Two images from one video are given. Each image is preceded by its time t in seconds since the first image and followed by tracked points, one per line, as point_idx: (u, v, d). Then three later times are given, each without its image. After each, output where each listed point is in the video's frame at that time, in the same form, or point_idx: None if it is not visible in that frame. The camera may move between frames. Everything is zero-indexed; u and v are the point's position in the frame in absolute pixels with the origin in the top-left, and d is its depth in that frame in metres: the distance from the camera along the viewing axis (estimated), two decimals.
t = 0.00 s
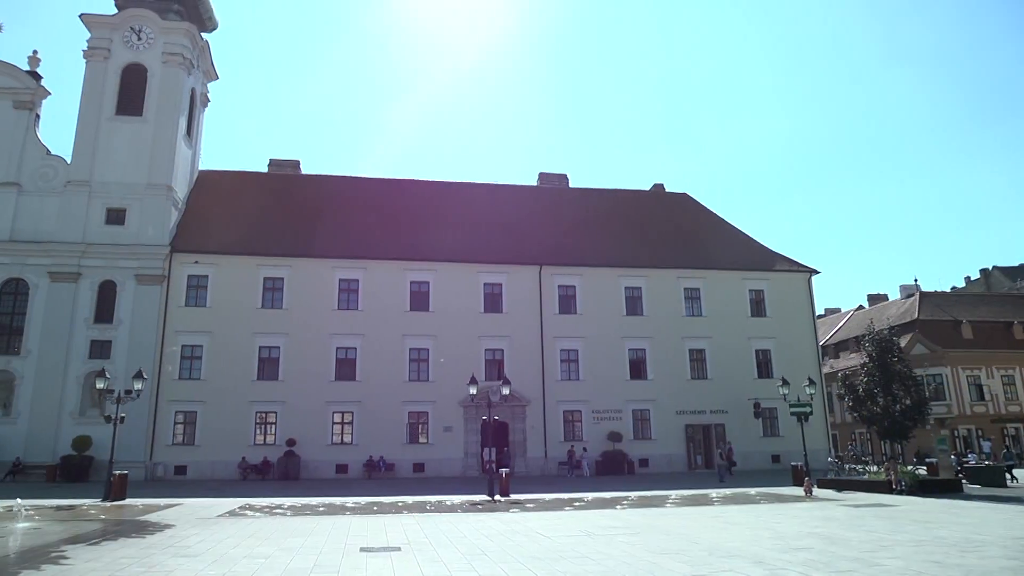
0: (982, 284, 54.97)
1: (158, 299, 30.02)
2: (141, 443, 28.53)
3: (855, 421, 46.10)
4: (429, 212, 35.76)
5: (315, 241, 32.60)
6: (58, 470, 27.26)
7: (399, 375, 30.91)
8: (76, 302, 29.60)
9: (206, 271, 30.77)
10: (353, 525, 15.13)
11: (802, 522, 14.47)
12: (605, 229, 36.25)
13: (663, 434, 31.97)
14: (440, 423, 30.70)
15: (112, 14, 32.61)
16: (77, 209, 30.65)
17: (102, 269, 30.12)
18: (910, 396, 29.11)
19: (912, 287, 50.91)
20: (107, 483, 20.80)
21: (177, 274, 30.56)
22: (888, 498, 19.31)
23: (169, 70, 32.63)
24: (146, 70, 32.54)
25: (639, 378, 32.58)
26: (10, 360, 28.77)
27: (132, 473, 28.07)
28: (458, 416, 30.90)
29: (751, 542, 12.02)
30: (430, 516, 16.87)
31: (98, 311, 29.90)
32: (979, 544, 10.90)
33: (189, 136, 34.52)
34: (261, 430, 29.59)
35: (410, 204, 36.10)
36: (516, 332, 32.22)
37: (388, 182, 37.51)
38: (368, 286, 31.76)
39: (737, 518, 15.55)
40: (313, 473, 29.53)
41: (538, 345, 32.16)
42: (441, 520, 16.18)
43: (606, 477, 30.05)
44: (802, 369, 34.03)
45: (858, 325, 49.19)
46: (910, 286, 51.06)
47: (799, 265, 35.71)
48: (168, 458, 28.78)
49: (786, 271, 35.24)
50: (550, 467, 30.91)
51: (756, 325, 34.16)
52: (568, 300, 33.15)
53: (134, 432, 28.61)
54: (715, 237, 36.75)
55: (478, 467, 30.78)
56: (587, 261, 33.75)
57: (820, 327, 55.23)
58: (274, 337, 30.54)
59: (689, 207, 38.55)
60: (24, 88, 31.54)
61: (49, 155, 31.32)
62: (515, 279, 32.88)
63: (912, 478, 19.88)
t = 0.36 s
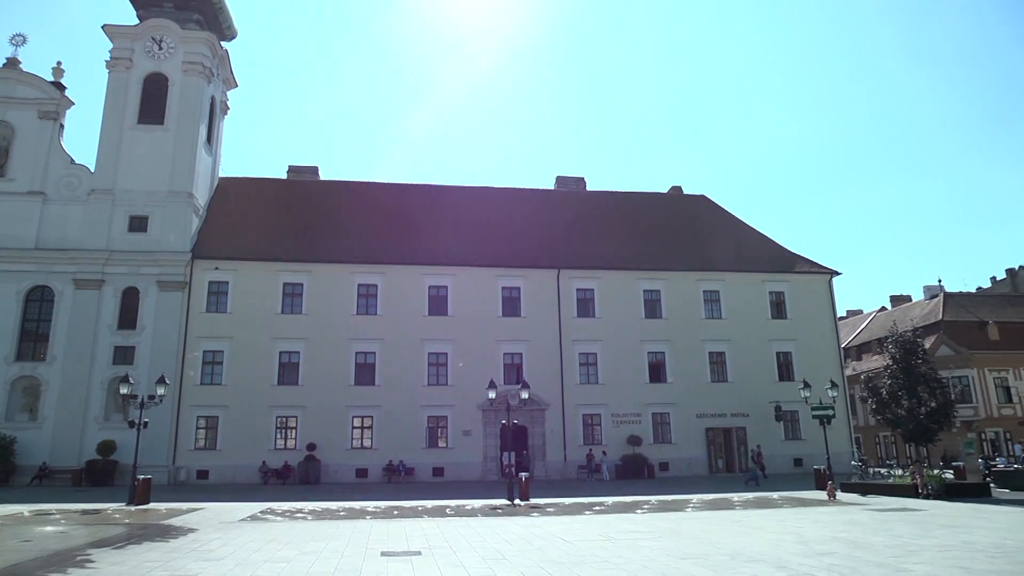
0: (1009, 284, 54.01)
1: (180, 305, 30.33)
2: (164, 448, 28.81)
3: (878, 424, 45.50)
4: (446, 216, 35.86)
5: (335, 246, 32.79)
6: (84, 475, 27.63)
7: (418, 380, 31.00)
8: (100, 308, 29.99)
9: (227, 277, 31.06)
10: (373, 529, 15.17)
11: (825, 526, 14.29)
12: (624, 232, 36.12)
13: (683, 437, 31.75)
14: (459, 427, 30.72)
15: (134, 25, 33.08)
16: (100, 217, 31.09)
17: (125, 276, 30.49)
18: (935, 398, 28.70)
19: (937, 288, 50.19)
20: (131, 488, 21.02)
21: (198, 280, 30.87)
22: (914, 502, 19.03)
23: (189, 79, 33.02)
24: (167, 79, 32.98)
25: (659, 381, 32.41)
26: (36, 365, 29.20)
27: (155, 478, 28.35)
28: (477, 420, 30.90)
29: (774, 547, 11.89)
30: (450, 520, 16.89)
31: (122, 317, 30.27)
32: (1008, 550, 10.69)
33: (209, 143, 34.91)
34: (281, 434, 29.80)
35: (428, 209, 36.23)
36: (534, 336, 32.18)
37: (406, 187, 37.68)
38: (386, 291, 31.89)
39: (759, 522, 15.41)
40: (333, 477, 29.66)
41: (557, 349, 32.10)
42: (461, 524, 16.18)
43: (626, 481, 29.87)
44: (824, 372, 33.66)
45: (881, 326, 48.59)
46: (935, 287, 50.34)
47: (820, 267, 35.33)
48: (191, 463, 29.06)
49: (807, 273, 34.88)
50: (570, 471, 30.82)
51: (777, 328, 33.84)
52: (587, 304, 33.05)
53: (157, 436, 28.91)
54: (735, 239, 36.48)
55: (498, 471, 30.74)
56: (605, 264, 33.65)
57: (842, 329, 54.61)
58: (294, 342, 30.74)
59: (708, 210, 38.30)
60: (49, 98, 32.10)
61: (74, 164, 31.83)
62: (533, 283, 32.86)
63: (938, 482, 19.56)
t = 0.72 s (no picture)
0: None
1: (203, 313, 30.64)
2: (187, 454, 29.07)
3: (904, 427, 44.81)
4: (463, 222, 35.95)
5: (354, 253, 33.00)
6: (109, 481, 27.98)
7: (437, 385, 31.06)
8: (124, 317, 30.38)
9: (248, 284, 31.35)
10: (394, 534, 15.17)
11: (851, 531, 14.08)
12: (643, 235, 35.95)
13: (705, 441, 31.49)
14: (479, 432, 30.71)
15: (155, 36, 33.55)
16: (123, 227, 31.51)
17: (148, 284, 30.85)
18: (962, 400, 28.23)
19: (962, 288, 49.42)
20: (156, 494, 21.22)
21: (219, 287, 31.17)
22: (942, 507, 18.70)
23: (209, 89, 33.40)
24: (187, 89, 33.41)
25: (679, 384, 32.21)
26: (62, 374, 29.63)
27: (179, 484, 28.60)
28: (497, 424, 30.87)
29: (799, 552, 11.73)
30: (472, 526, 16.89)
31: (146, 325, 30.63)
32: None
33: (229, 152, 35.27)
34: (303, 440, 29.97)
35: (445, 214, 36.36)
36: (554, 340, 32.11)
37: (424, 193, 37.82)
38: (405, 297, 32.00)
39: (783, 527, 15.24)
40: (355, 483, 29.79)
41: (576, 353, 32.01)
42: (482, 529, 16.13)
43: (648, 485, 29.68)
44: (847, 374, 33.25)
45: (906, 327, 47.90)
46: (960, 287, 49.55)
47: (842, 268, 34.91)
48: (214, 469, 29.31)
49: (829, 274, 34.48)
50: (591, 476, 30.69)
51: (798, 330, 33.49)
52: (606, 308, 32.94)
53: (181, 443, 29.17)
54: (755, 240, 36.19)
55: (518, 476, 30.67)
56: (623, 267, 33.52)
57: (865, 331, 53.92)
58: (314, 348, 30.93)
59: (727, 211, 38.03)
60: (73, 111, 32.61)
61: (97, 175, 32.31)
62: (551, 287, 32.81)
63: (967, 486, 19.19)
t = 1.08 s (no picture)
0: None
1: (234, 321, 31.07)
2: (221, 461, 29.47)
3: (943, 428, 43.89)
4: (489, 226, 36.05)
5: (381, 259, 33.26)
6: (146, 488, 28.47)
7: (466, 390, 31.13)
8: (158, 327, 30.92)
9: (277, 292, 31.74)
10: (426, 539, 15.22)
11: (889, 534, 13.83)
12: (669, 236, 35.72)
13: (737, 444, 31.13)
14: (509, 436, 30.71)
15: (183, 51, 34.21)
16: (156, 238, 32.09)
17: (181, 294, 31.35)
18: (1005, 399, 27.47)
19: (1001, 284, 48.30)
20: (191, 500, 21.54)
21: (250, 296, 31.61)
22: (983, 509, 18.26)
23: (237, 100, 33.95)
24: (215, 102, 33.98)
25: (709, 386, 31.90)
26: (100, 383, 30.24)
27: (213, 490, 29.00)
28: (527, 428, 30.85)
29: (836, 556, 11.55)
30: (504, 530, 16.86)
31: (179, 334, 31.14)
32: None
33: (257, 162, 35.77)
34: (334, 446, 30.22)
35: (470, 219, 36.50)
36: (582, 343, 32.02)
37: (450, 198, 38.01)
38: (433, 302, 32.15)
39: (820, 530, 14.99)
40: (386, 488, 29.95)
41: (604, 356, 31.88)
42: (514, 534, 16.13)
43: (680, 489, 29.40)
44: (881, 373, 32.66)
45: (942, 325, 46.94)
46: (999, 284, 48.44)
47: (874, 266, 34.32)
48: (247, 475, 29.68)
49: (861, 272, 33.92)
50: (621, 479, 30.52)
51: (830, 329, 33.00)
52: (633, 310, 32.77)
53: (215, 450, 29.60)
54: (784, 239, 35.75)
55: (548, 480, 30.60)
56: (650, 269, 33.32)
57: (900, 330, 52.95)
58: (344, 355, 31.18)
59: (755, 211, 37.64)
60: (106, 125, 33.34)
61: (131, 188, 32.99)
62: (578, 290, 32.73)
63: (1010, 487, 18.71)
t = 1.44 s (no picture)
0: None
1: (276, 327, 31.59)
2: (266, 465, 29.96)
3: (997, 427, 42.54)
4: (525, 229, 36.07)
5: (418, 264, 33.51)
6: (194, 492, 29.09)
7: (504, 393, 31.17)
8: (202, 334, 31.58)
9: (317, 298, 32.19)
10: (468, 542, 15.25)
11: (944, 538, 13.45)
12: (707, 235, 35.32)
13: (780, 445, 30.59)
14: (548, 438, 30.64)
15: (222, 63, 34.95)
16: (199, 247, 32.80)
17: (224, 302, 31.96)
18: None
19: None
20: (238, 503, 21.94)
21: (291, 302, 32.11)
22: None
23: (274, 111, 34.54)
24: (254, 112, 34.63)
25: (750, 386, 31.42)
26: (148, 390, 30.98)
27: (258, 494, 29.48)
28: (566, 430, 30.74)
29: (888, 559, 11.28)
30: (545, 533, 16.83)
31: (223, 341, 31.75)
32: None
33: (295, 171, 36.35)
34: (375, 450, 30.52)
35: (506, 223, 36.55)
36: (620, 344, 31.82)
37: (485, 202, 38.16)
38: (470, 305, 32.27)
39: (870, 532, 14.65)
40: (426, 490, 30.13)
41: (643, 357, 31.62)
42: (556, 536, 16.09)
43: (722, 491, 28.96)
44: (930, 371, 31.77)
45: (994, 321, 45.52)
46: None
47: (921, 261, 33.42)
48: (291, 479, 30.12)
49: (907, 267, 33.06)
50: (663, 481, 30.22)
51: (876, 327, 32.23)
52: (672, 310, 32.45)
53: (260, 454, 30.11)
54: (825, 236, 35.04)
55: (589, 482, 30.44)
56: (689, 268, 32.97)
57: (950, 326, 51.51)
58: (383, 359, 31.47)
59: (795, 207, 36.98)
60: (150, 139, 34.22)
61: (174, 200, 33.78)
62: (616, 291, 32.53)
63: None
